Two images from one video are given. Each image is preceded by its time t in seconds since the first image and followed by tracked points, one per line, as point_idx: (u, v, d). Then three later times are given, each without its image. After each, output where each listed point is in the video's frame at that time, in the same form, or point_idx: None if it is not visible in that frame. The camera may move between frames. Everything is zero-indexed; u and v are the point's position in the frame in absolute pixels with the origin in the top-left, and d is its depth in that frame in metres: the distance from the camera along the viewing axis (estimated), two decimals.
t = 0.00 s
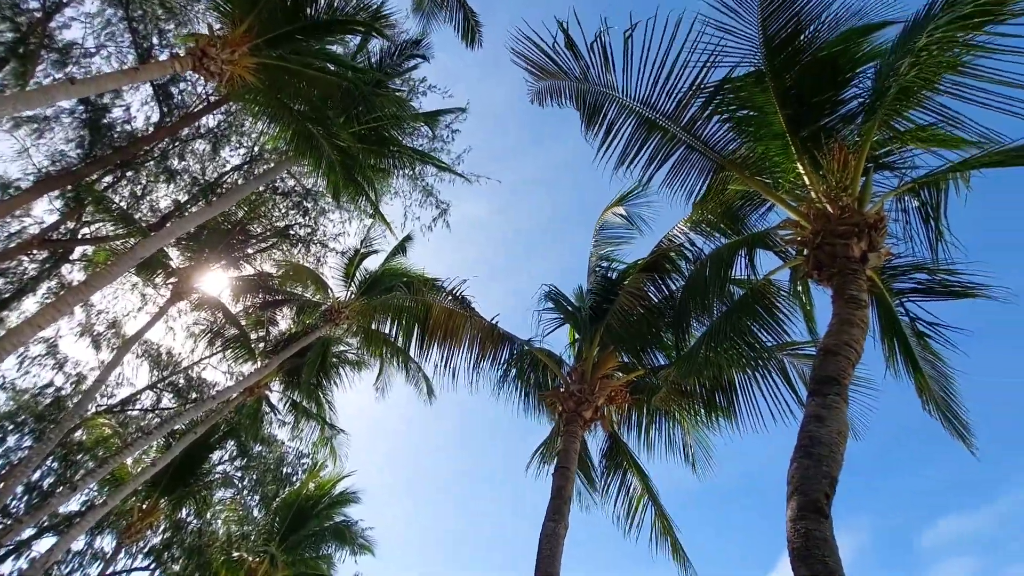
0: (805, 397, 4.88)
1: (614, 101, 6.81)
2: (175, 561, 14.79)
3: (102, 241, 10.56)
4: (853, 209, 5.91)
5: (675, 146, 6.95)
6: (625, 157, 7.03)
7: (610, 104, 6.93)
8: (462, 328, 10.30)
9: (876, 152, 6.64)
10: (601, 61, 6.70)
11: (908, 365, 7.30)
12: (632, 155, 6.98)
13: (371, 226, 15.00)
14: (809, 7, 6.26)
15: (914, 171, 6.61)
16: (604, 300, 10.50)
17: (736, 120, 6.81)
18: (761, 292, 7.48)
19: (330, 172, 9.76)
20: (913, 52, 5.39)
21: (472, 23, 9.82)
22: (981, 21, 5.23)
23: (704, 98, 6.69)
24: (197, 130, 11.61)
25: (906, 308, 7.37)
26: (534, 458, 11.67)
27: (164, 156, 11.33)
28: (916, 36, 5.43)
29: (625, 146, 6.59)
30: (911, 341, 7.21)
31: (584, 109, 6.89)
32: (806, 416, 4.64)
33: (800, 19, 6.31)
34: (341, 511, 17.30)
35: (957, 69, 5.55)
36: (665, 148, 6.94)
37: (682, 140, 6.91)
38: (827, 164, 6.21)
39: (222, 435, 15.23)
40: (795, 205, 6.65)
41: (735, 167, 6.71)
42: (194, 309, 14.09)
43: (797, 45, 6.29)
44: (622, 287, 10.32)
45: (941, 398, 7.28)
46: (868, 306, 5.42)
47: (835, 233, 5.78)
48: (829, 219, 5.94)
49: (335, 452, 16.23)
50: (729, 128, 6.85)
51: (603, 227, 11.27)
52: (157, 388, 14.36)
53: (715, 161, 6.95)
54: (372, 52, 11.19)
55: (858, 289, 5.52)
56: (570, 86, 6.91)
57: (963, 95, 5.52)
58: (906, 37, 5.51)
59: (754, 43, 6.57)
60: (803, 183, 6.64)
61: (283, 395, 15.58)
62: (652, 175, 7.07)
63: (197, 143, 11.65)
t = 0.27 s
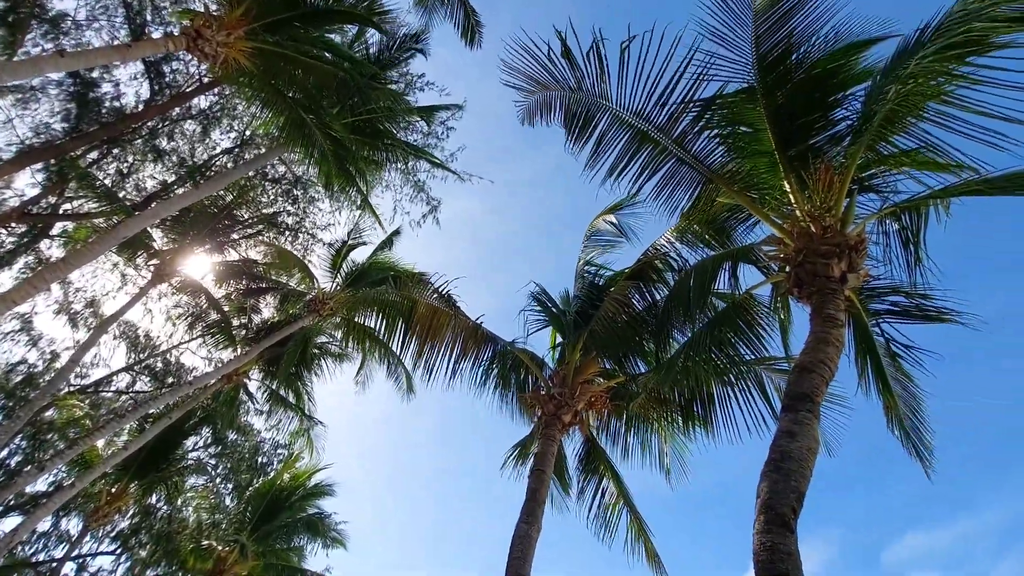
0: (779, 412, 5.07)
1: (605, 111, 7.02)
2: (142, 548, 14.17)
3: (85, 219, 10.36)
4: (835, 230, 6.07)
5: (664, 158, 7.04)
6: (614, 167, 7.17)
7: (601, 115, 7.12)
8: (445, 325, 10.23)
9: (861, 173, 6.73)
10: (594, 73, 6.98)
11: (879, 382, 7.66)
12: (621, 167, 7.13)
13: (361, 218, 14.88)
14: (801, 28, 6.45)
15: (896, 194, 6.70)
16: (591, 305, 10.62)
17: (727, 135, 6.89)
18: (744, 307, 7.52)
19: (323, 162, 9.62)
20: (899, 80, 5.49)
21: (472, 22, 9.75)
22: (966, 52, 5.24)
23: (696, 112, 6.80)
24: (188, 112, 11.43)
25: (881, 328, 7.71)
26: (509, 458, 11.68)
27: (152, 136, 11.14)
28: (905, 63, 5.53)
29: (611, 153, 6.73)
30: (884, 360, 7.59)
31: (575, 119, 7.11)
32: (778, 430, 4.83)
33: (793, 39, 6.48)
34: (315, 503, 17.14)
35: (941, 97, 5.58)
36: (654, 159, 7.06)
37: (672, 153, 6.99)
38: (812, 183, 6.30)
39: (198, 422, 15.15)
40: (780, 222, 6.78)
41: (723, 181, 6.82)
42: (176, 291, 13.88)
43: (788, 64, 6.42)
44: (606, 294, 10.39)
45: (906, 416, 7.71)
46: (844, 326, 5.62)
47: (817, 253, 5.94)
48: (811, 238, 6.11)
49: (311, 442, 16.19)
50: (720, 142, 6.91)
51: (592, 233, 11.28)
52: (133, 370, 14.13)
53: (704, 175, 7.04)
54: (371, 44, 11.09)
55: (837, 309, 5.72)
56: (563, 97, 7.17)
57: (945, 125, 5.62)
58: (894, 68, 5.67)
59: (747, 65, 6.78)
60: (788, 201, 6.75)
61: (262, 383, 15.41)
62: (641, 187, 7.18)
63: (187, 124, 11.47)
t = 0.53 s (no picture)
0: (750, 423, 5.25)
1: (594, 120, 7.17)
2: (109, 532, 14.22)
3: (65, 194, 10.13)
4: (815, 247, 6.29)
5: (653, 168, 7.14)
6: (601, 176, 7.27)
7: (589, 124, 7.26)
8: (426, 324, 10.12)
9: (843, 194, 6.89)
10: (585, 84, 7.20)
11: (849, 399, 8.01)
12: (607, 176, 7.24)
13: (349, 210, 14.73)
14: (789, 45, 6.51)
15: (877, 216, 6.89)
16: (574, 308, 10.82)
17: (718, 150, 6.88)
18: (721, 317, 7.82)
19: (314, 151, 9.51)
20: (886, 106, 5.65)
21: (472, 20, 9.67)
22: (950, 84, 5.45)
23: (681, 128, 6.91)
24: (178, 92, 11.24)
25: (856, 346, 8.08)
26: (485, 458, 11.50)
27: (140, 114, 10.93)
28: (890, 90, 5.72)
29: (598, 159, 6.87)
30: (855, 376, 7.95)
31: (564, 127, 7.27)
32: (748, 442, 5.01)
33: (781, 56, 6.55)
34: (288, 495, 16.91)
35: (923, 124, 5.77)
36: (641, 169, 7.15)
37: (661, 163, 7.08)
38: (795, 202, 6.49)
39: (172, 407, 14.91)
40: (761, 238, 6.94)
41: (708, 193, 6.94)
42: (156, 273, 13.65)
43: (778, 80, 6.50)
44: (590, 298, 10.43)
45: (870, 431, 8.12)
46: (818, 342, 5.84)
47: (796, 269, 6.17)
48: (792, 255, 6.33)
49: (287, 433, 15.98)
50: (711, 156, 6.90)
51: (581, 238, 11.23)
52: (108, 351, 13.84)
53: (692, 186, 7.10)
54: (368, 35, 10.99)
55: (811, 325, 5.96)
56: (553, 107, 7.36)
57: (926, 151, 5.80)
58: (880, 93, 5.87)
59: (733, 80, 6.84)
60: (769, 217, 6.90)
61: (240, 371, 15.20)
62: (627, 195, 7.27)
63: (177, 105, 11.27)
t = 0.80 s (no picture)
0: (712, 437, 5.76)
1: (582, 129, 7.53)
2: (60, 506, 13.43)
3: (42, 155, 9.80)
4: (788, 270, 6.83)
5: (637, 180, 7.45)
6: (585, 183, 7.62)
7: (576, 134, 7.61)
8: (400, 319, 9.99)
9: (821, 220, 7.22)
10: (576, 93, 7.51)
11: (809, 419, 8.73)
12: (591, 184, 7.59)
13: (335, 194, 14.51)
14: (774, 68, 6.90)
15: (850, 244, 7.24)
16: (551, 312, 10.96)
17: (701, 168, 7.11)
18: (692, 331, 8.24)
19: (301, 132, 9.39)
20: (863, 139, 5.92)
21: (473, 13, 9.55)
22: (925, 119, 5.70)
23: (665, 144, 7.26)
24: (168, 61, 10.95)
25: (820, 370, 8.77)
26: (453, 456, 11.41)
27: (126, 79, 10.62)
28: (868, 126, 6.01)
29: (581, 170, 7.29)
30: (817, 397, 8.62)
31: (553, 134, 7.64)
32: (708, 456, 5.50)
33: (768, 78, 6.93)
34: (250, 478, 16.59)
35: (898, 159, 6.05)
36: (624, 179, 7.46)
37: (644, 176, 7.41)
38: (773, 224, 6.99)
39: (137, 382, 14.53)
40: (738, 256, 7.39)
41: (689, 208, 7.28)
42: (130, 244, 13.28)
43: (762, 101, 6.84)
44: (569, 302, 10.59)
45: (826, 453, 8.84)
46: (782, 362, 6.34)
47: (768, 289, 6.66)
48: (765, 275, 6.80)
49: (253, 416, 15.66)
50: (692, 173, 7.19)
51: (563, 240, 11.17)
52: (74, 320, 13.43)
53: (673, 201, 7.41)
54: (368, 19, 10.83)
55: (777, 345, 6.46)
56: (544, 113, 7.74)
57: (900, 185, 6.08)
58: (859, 127, 6.15)
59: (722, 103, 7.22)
60: (747, 236, 7.36)
61: (210, 349, 14.88)
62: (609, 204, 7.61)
63: (165, 73, 10.98)
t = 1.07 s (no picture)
0: (671, 446, 5.93)
1: (571, 134, 7.71)
2: (8, 470, 13.40)
3: (16, 106, 9.41)
4: (758, 289, 7.23)
5: (619, 188, 7.70)
6: (570, 187, 7.81)
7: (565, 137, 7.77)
8: (374, 308, 9.83)
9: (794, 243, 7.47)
10: (568, 97, 7.66)
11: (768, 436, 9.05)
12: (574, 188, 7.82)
13: (320, 176, 14.25)
14: (762, 88, 7.26)
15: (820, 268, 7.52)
16: (526, 310, 11.07)
17: (683, 183, 7.55)
18: (660, 341, 8.42)
19: (290, 108, 9.20)
20: (838, 169, 6.09)
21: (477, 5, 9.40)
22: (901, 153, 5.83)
23: (650, 157, 7.58)
24: (159, 22, 10.60)
25: (782, 390, 9.09)
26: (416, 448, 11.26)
27: (113, 36, 10.24)
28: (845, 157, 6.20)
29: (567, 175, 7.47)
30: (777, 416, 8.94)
31: (542, 136, 7.81)
32: (665, 466, 5.61)
33: (756, 99, 7.33)
34: (209, 456, 16.25)
35: (872, 190, 6.24)
36: (608, 186, 7.69)
37: (628, 184, 7.64)
38: (749, 242, 7.45)
39: (99, 348, 14.12)
40: (713, 270, 7.82)
41: (669, 221, 7.57)
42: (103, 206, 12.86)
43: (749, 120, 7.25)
44: (544, 303, 10.61)
45: (781, 470, 9.18)
46: (744, 378, 6.60)
47: (738, 306, 7.02)
48: (737, 292, 7.19)
49: (217, 393, 15.33)
50: (674, 189, 7.57)
51: (544, 240, 11.10)
52: (37, 280, 12.97)
53: (651, 209, 7.74)
54: None
55: (742, 361, 6.73)
56: (534, 114, 7.89)
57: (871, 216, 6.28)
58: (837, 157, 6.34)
59: (708, 122, 7.62)
60: (723, 252, 7.78)
61: (179, 321, 14.53)
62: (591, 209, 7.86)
63: (155, 34, 10.61)
